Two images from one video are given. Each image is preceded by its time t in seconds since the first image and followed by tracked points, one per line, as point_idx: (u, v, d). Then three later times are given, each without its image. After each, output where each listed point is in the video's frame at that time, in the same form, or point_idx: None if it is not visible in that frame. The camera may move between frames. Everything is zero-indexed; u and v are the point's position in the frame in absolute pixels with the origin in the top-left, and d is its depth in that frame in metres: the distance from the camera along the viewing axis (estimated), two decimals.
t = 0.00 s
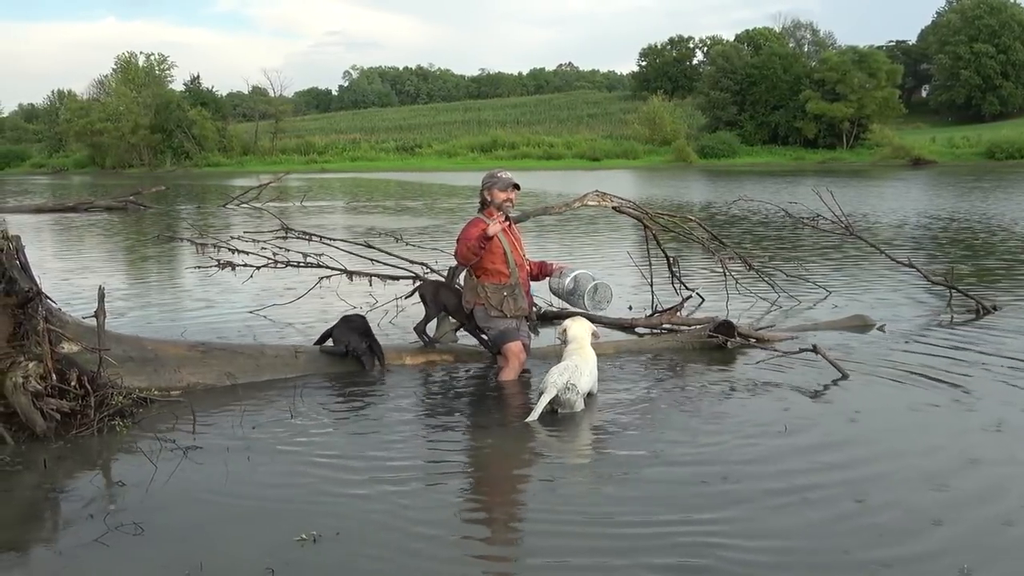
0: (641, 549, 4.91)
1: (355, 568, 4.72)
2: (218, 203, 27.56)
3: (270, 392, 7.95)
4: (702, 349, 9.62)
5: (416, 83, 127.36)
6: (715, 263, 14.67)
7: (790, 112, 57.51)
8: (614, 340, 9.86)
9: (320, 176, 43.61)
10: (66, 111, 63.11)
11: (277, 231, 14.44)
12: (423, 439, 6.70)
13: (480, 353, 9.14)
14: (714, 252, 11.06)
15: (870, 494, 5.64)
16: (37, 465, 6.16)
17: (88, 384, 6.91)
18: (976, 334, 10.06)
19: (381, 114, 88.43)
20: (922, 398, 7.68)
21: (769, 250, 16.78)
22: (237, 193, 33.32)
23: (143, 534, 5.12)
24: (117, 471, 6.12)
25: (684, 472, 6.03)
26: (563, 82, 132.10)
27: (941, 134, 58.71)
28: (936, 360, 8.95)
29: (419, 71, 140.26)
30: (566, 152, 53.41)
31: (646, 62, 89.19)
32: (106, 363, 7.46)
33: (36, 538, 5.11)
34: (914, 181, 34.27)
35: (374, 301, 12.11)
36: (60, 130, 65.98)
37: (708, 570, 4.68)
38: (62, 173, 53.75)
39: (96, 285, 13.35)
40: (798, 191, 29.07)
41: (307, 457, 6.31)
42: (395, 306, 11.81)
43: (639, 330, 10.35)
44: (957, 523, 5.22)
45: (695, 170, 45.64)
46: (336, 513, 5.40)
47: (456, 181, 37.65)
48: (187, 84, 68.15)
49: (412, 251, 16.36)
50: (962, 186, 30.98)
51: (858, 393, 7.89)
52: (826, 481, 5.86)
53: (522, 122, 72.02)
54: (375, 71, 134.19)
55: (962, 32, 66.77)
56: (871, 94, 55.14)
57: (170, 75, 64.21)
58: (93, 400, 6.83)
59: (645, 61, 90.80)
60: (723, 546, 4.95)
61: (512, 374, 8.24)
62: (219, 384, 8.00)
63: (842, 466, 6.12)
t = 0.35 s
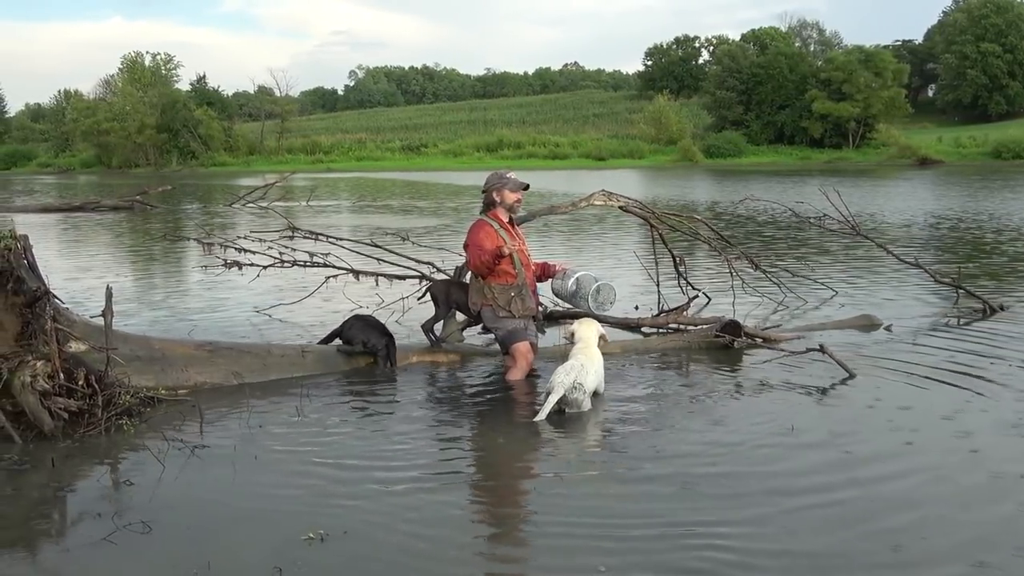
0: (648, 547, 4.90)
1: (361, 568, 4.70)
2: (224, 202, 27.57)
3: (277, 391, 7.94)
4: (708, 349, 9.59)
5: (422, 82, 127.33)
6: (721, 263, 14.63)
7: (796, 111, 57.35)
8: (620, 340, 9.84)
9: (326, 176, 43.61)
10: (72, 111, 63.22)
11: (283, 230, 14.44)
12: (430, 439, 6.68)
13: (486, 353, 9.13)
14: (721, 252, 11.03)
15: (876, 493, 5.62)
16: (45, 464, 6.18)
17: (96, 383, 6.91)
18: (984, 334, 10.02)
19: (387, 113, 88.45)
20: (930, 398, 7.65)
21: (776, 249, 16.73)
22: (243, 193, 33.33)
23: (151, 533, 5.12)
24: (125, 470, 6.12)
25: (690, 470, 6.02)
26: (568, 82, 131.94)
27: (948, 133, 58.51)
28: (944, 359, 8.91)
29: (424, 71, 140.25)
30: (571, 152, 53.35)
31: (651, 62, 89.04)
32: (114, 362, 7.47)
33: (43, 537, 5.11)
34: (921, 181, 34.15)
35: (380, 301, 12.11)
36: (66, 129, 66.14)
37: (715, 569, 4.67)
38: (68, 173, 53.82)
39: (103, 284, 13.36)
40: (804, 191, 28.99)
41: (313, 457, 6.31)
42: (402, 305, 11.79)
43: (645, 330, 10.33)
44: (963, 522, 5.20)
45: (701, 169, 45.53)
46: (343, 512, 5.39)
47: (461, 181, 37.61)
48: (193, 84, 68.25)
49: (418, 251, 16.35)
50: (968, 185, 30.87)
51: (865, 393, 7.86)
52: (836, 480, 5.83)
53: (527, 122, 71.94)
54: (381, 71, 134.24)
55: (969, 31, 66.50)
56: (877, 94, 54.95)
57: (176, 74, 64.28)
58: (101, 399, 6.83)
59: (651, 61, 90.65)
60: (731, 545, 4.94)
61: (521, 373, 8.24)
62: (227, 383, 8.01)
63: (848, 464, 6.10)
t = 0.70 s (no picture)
0: (655, 549, 4.90)
1: (371, 568, 4.69)
2: (232, 203, 27.64)
3: (285, 391, 7.96)
4: (716, 349, 9.57)
5: (429, 83, 127.41)
6: (729, 263, 14.61)
7: (803, 112, 57.26)
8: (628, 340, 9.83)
9: (333, 176, 43.73)
10: (80, 111, 63.43)
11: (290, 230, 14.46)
12: (437, 439, 6.68)
13: (494, 354, 9.12)
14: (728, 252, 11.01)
15: (885, 494, 5.60)
16: (54, 463, 6.21)
17: (104, 383, 6.93)
18: (993, 334, 9.98)
19: (394, 114, 88.56)
20: (938, 398, 7.63)
21: (783, 250, 16.70)
22: (250, 194, 33.41)
23: (160, 533, 5.13)
24: (134, 468, 6.14)
25: (698, 471, 6.01)
26: (575, 82, 131.92)
27: (955, 133, 58.30)
28: (952, 360, 8.89)
29: (431, 71, 140.35)
30: (578, 152, 53.36)
31: (658, 63, 88.98)
32: (123, 362, 7.49)
33: (53, 536, 5.13)
34: (930, 181, 34.04)
35: (388, 300, 12.13)
36: (74, 130, 66.38)
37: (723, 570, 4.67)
38: (76, 173, 54.04)
39: (111, 284, 13.41)
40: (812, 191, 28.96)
41: (322, 456, 6.33)
42: (410, 305, 11.79)
43: (653, 330, 10.31)
44: (973, 523, 5.18)
45: (707, 170, 45.49)
46: (349, 512, 5.39)
47: (468, 181, 37.64)
48: (201, 84, 68.45)
49: (425, 251, 16.36)
50: (977, 186, 30.78)
51: (873, 393, 7.84)
52: (847, 481, 5.82)
53: (534, 122, 71.95)
54: (388, 71, 134.41)
55: (976, 31, 66.25)
56: (885, 94, 54.80)
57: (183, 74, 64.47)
58: (110, 399, 6.85)
59: (658, 61, 90.59)
60: (741, 547, 4.92)
61: (530, 373, 8.24)
62: (235, 383, 8.03)
63: (857, 466, 6.08)
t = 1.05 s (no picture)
0: (662, 548, 4.89)
1: (375, 568, 4.70)
2: (238, 203, 27.70)
3: (292, 391, 7.96)
4: (722, 349, 9.55)
5: (435, 83, 127.43)
6: (735, 264, 14.58)
7: (810, 112, 57.13)
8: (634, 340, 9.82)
9: (339, 176, 43.76)
10: (87, 111, 63.58)
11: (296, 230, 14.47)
12: (443, 439, 6.68)
13: (500, 355, 9.10)
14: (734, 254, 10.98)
15: (893, 494, 5.58)
16: (62, 463, 6.21)
17: (112, 383, 6.94)
18: (1001, 334, 9.94)
19: (400, 114, 88.58)
20: (947, 399, 7.60)
21: (790, 250, 16.67)
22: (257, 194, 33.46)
23: (167, 532, 5.14)
24: (142, 468, 6.14)
25: (706, 471, 5.99)
26: (582, 82, 131.89)
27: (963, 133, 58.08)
28: (961, 360, 8.85)
29: (438, 70, 140.38)
30: (584, 152, 53.32)
31: (665, 63, 88.87)
32: (131, 362, 7.51)
33: (62, 535, 5.13)
34: (937, 181, 33.90)
35: (394, 301, 12.13)
36: (81, 130, 66.56)
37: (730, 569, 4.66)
38: (83, 173, 54.19)
39: (119, 285, 13.44)
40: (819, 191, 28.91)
41: (330, 456, 6.33)
42: (416, 305, 11.79)
43: (660, 331, 10.29)
44: (982, 523, 5.16)
45: (714, 170, 45.40)
46: (356, 512, 5.39)
47: (474, 181, 37.63)
48: (208, 84, 68.58)
49: (431, 251, 16.37)
50: (985, 185, 30.66)
51: (881, 394, 7.81)
52: (855, 481, 5.81)
53: (540, 122, 71.91)
54: (395, 71, 134.53)
55: (984, 31, 65.98)
56: (892, 93, 54.61)
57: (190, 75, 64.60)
58: (118, 399, 6.85)
59: (664, 61, 90.47)
60: (747, 545, 4.93)
61: (537, 374, 8.22)
62: (242, 383, 8.03)
63: (865, 466, 6.06)
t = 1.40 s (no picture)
0: (668, 547, 4.90)
1: (378, 567, 4.69)
2: (244, 203, 27.75)
3: (297, 391, 7.96)
4: (727, 349, 9.53)
5: (440, 83, 127.53)
6: (740, 264, 14.54)
7: (816, 111, 57.03)
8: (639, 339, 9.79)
9: (344, 176, 43.83)
10: (94, 112, 63.74)
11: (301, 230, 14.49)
12: (446, 439, 6.67)
13: (505, 355, 9.09)
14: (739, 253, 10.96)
15: (897, 496, 5.57)
16: (68, 461, 6.24)
17: (118, 382, 6.95)
18: (1006, 334, 9.91)
19: (406, 114, 88.63)
20: (951, 399, 7.57)
21: (795, 249, 16.64)
22: (263, 194, 33.54)
23: (173, 532, 5.14)
24: (147, 468, 6.17)
25: (711, 472, 5.98)
26: (587, 82, 131.91)
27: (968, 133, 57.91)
28: (966, 361, 8.81)
29: (443, 71, 140.47)
30: (590, 152, 53.31)
31: (670, 63, 88.78)
32: (137, 361, 7.52)
33: (68, 535, 5.14)
34: (943, 181, 33.79)
35: (399, 300, 12.13)
36: (87, 131, 66.77)
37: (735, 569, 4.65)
38: (89, 173, 54.37)
39: (124, 285, 13.46)
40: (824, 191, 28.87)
41: (335, 455, 6.34)
42: (420, 305, 11.78)
43: (664, 331, 10.26)
44: (987, 526, 5.14)
45: (719, 170, 45.36)
46: (361, 511, 5.39)
47: (479, 181, 37.65)
48: (214, 84, 68.77)
49: (436, 251, 16.39)
50: (991, 185, 30.55)
51: (885, 394, 7.80)
52: (859, 482, 5.79)
53: (545, 122, 71.91)
54: (400, 71, 134.56)
55: (989, 31, 65.73)
56: (897, 93, 54.46)
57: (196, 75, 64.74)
58: (124, 398, 6.85)
59: (670, 61, 90.38)
60: (751, 546, 4.91)
61: (542, 374, 8.22)
62: (247, 383, 8.03)
63: (868, 467, 6.06)
